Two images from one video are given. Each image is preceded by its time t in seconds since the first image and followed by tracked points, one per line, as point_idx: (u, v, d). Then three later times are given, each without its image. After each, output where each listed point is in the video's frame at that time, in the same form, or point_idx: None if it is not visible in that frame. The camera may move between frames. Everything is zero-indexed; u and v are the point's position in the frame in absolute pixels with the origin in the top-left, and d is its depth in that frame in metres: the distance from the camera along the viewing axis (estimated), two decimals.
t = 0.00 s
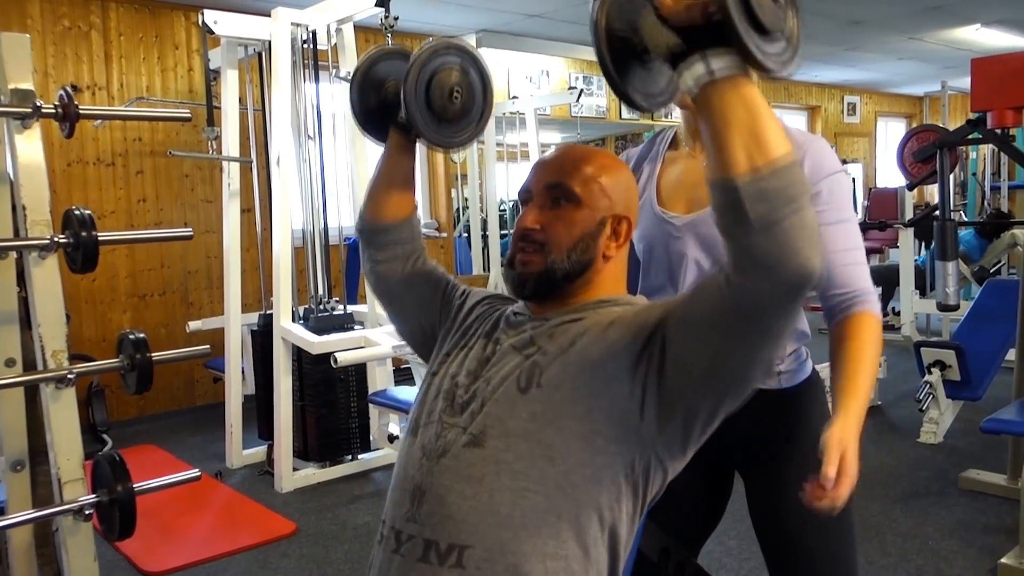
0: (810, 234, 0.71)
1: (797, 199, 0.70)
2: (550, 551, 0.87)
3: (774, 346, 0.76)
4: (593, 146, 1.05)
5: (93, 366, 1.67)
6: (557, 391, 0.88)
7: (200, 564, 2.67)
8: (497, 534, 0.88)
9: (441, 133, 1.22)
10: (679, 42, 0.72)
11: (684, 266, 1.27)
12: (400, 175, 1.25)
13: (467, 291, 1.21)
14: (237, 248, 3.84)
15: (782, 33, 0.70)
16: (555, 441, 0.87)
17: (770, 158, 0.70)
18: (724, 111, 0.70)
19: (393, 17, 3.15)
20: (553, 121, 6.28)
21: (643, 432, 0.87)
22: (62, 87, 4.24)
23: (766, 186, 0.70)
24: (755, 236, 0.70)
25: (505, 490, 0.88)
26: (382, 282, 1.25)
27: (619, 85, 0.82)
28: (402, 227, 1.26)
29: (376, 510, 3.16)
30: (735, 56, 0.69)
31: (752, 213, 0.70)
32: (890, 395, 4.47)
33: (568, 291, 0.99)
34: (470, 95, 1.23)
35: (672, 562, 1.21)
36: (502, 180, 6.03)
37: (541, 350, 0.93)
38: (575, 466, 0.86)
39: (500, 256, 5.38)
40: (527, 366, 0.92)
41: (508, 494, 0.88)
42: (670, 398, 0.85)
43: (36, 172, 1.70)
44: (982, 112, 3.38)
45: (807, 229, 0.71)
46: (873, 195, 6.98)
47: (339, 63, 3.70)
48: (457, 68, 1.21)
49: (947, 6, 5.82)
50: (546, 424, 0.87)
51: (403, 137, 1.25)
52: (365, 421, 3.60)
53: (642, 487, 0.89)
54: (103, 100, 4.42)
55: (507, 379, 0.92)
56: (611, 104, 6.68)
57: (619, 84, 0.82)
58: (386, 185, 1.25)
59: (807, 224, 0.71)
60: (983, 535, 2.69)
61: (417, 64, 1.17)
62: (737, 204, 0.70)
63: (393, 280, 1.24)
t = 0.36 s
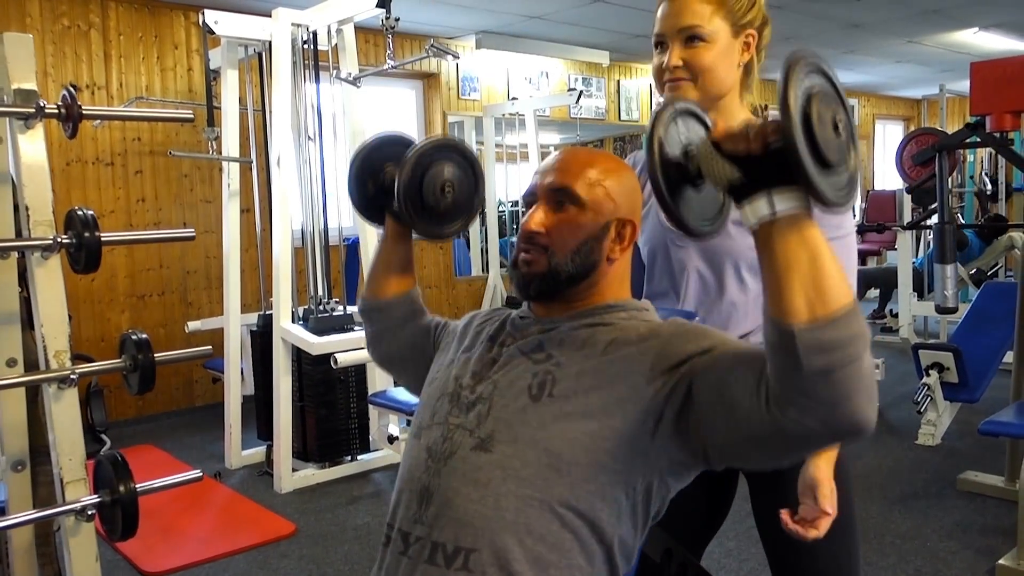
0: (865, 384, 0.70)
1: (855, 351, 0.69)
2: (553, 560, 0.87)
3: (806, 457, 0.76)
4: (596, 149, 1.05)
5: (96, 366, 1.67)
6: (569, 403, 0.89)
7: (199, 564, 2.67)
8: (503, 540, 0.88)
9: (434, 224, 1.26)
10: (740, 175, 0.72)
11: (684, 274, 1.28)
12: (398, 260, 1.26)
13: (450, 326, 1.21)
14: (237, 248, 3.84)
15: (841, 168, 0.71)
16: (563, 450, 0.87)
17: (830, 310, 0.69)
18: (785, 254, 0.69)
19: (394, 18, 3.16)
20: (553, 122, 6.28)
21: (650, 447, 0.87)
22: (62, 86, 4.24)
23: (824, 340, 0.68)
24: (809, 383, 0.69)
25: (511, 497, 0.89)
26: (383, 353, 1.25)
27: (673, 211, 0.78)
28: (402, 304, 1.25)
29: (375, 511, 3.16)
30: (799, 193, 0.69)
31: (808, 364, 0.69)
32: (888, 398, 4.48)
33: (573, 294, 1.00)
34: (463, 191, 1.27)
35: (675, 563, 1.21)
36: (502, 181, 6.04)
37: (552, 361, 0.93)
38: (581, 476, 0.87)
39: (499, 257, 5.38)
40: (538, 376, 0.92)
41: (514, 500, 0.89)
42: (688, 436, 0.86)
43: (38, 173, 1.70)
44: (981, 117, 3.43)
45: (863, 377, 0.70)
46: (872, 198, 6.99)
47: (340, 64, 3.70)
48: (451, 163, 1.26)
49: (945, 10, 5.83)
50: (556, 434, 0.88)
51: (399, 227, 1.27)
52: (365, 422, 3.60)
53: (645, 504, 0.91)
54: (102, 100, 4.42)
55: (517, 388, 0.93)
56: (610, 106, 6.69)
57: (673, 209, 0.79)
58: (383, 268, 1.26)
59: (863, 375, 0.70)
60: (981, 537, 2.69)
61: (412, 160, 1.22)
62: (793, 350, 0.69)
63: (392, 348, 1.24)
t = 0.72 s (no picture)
0: (864, 474, 0.71)
1: (859, 444, 0.69)
2: (560, 565, 0.88)
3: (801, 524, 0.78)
4: (605, 154, 1.06)
5: (106, 369, 1.68)
6: (578, 412, 0.90)
7: (205, 567, 2.68)
8: (510, 546, 0.89)
9: (445, 284, 1.25)
10: (765, 257, 0.72)
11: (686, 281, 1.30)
12: (413, 318, 1.29)
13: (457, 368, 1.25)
14: (243, 251, 3.86)
15: (866, 262, 0.72)
16: (570, 455, 0.89)
17: (838, 402, 0.69)
18: (800, 342, 0.69)
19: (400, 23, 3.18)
20: (558, 126, 6.30)
21: (657, 460, 0.88)
22: (70, 91, 4.27)
23: (828, 430, 0.68)
24: (811, 470, 0.70)
25: (519, 501, 0.90)
26: (400, 408, 1.30)
27: (695, 278, 0.81)
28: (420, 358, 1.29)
29: (380, 514, 3.17)
30: (820, 281, 0.68)
31: (808, 451, 0.69)
32: (893, 403, 4.48)
33: (581, 298, 1.00)
34: (477, 248, 1.27)
35: (680, 566, 1.21)
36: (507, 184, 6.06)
37: (562, 373, 0.94)
38: (588, 483, 0.88)
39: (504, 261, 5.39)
40: (547, 385, 0.94)
41: (521, 504, 0.90)
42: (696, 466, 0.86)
43: (49, 177, 1.72)
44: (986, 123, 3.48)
45: (865, 466, 0.70)
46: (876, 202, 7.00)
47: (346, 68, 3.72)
48: (462, 221, 1.26)
49: (950, 14, 5.84)
50: (564, 442, 0.89)
51: (414, 286, 1.29)
52: (370, 425, 3.61)
53: (649, 517, 0.91)
54: (110, 104, 4.45)
55: (525, 396, 0.94)
56: (615, 110, 6.71)
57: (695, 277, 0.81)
58: (399, 326, 1.29)
59: (863, 466, 0.70)
60: (986, 542, 2.69)
61: (425, 220, 1.22)
62: (796, 437, 0.69)
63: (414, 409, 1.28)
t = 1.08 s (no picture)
0: (866, 380, 0.69)
1: (858, 345, 0.68)
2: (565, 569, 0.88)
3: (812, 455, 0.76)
4: (611, 162, 1.06)
5: (110, 375, 1.69)
6: (580, 414, 0.89)
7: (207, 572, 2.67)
8: (515, 551, 0.89)
9: (451, 227, 1.25)
10: (746, 177, 0.66)
11: (686, 284, 1.30)
12: (417, 263, 1.28)
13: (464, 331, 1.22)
14: (247, 256, 3.86)
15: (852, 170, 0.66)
16: (574, 459, 0.88)
17: (832, 300, 0.68)
18: (788, 249, 0.68)
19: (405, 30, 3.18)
20: (562, 131, 6.31)
21: (660, 457, 0.88)
22: (75, 96, 4.29)
23: (825, 329, 0.67)
24: (812, 373, 0.69)
25: (524, 507, 0.90)
26: (399, 358, 1.27)
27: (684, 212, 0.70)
28: (416, 307, 1.26)
29: (384, 520, 3.17)
30: (805, 196, 0.65)
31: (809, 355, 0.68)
32: (897, 409, 4.47)
33: (583, 308, 1.00)
34: (488, 198, 1.24)
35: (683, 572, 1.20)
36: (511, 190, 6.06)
37: (563, 375, 0.94)
38: (593, 486, 0.87)
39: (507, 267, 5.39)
40: (549, 388, 0.93)
41: (526, 510, 0.89)
42: (698, 443, 0.86)
43: (54, 182, 1.72)
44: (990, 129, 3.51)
45: (866, 372, 0.69)
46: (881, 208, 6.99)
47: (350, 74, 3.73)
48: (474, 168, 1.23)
49: (955, 19, 5.84)
50: (568, 444, 0.88)
51: (419, 229, 1.27)
52: (374, 430, 3.62)
53: (655, 514, 0.91)
54: (115, 110, 4.46)
55: (528, 400, 0.94)
56: (619, 115, 6.72)
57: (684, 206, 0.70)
58: (402, 270, 1.28)
59: (867, 370, 0.69)
60: (991, 549, 2.68)
61: (436, 165, 1.20)
62: (794, 337, 0.68)
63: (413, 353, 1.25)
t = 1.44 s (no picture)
0: (774, 192, 0.74)
1: (764, 159, 0.74)
2: (571, 566, 0.88)
3: (756, 306, 0.77)
4: (618, 167, 1.06)
5: (111, 379, 1.69)
6: (578, 407, 0.89)
7: None
8: (521, 551, 0.89)
9: (483, 100, 1.19)
10: (659, 25, 0.77)
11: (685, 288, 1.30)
12: (444, 141, 1.23)
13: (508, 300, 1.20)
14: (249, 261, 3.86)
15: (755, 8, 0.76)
16: (575, 455, 0.88)
17: (738, 122, 0.74)
18: (696, 81, 0.75)
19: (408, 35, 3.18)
20: (564, 137, 6.31)
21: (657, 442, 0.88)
22: (79, 100, 4.30)
23: (733, 147, 0.73)
24: (728, 195, 0.74)
25: (527, 508, 0.89)
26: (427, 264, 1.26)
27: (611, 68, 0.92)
28: (447, 195, 1.25)
29: (385, 524, 3.16)
30: (708, 31, 0.74)
31: (721, 171, 0.73)
32: (900, 415, 4.46)
33: (586, 313, 1.00)
34: (517, 67, 1.19)
35: None
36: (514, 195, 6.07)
37: (560, 367, 0.94)
38: (595, 481, 0.87)
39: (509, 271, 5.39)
40: (547, 384, 0.93)
41: (529, 511, 0.89)
42: (678, 397, 0.86)
43: (57, 185, 1.73)
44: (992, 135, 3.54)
45: (774, 184, 0.74)
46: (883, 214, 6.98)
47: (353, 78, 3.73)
48: (503, 35, 1.17)
49: (958, 26, 5.84)
50: (568, 441, 0.88)
51: (448, 106, 1.23)
52: (375, 435, 3.61)
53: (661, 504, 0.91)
54: (118, 113, 4.47)
55: (528, 398, 0.93)
56: (621, 121, 6.73)
57: (609, 69, 0.93)
58: (430, 152, 1.23)
59: (772, 184, 0.74)
60: (994, 556, 2.67)
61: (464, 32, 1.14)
62: (707, 165, 0.74)
63: (440, 270, 1.25)
